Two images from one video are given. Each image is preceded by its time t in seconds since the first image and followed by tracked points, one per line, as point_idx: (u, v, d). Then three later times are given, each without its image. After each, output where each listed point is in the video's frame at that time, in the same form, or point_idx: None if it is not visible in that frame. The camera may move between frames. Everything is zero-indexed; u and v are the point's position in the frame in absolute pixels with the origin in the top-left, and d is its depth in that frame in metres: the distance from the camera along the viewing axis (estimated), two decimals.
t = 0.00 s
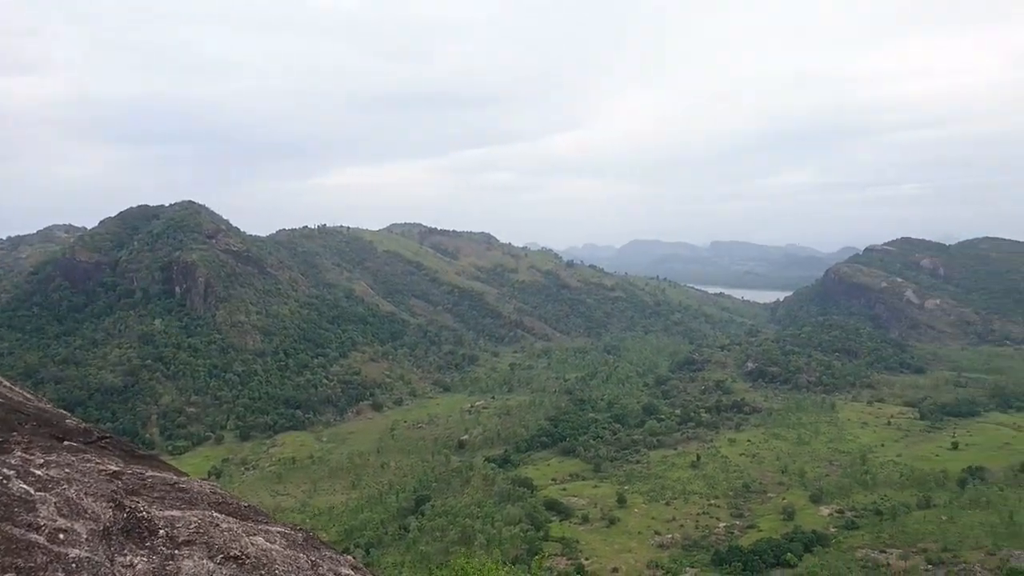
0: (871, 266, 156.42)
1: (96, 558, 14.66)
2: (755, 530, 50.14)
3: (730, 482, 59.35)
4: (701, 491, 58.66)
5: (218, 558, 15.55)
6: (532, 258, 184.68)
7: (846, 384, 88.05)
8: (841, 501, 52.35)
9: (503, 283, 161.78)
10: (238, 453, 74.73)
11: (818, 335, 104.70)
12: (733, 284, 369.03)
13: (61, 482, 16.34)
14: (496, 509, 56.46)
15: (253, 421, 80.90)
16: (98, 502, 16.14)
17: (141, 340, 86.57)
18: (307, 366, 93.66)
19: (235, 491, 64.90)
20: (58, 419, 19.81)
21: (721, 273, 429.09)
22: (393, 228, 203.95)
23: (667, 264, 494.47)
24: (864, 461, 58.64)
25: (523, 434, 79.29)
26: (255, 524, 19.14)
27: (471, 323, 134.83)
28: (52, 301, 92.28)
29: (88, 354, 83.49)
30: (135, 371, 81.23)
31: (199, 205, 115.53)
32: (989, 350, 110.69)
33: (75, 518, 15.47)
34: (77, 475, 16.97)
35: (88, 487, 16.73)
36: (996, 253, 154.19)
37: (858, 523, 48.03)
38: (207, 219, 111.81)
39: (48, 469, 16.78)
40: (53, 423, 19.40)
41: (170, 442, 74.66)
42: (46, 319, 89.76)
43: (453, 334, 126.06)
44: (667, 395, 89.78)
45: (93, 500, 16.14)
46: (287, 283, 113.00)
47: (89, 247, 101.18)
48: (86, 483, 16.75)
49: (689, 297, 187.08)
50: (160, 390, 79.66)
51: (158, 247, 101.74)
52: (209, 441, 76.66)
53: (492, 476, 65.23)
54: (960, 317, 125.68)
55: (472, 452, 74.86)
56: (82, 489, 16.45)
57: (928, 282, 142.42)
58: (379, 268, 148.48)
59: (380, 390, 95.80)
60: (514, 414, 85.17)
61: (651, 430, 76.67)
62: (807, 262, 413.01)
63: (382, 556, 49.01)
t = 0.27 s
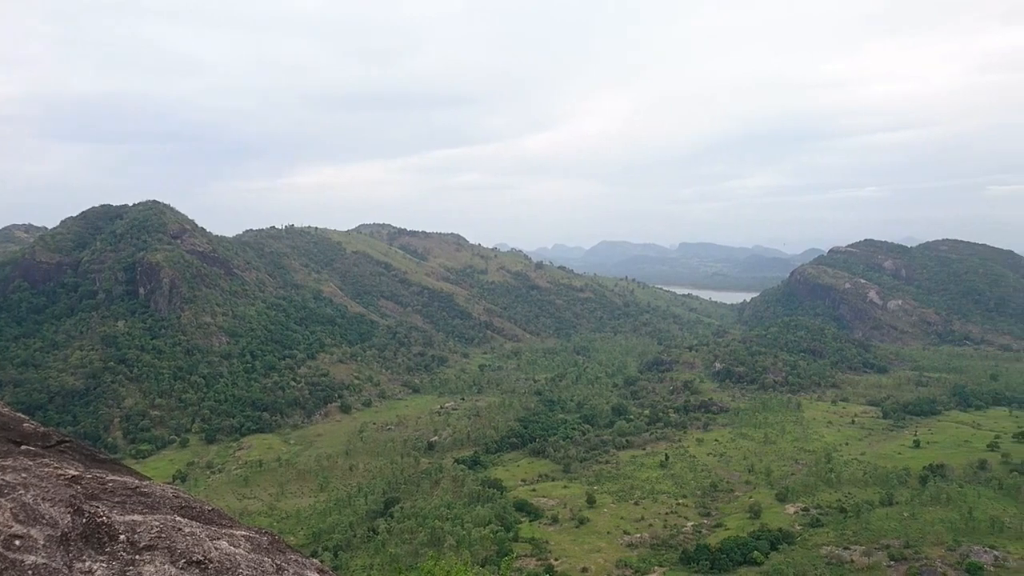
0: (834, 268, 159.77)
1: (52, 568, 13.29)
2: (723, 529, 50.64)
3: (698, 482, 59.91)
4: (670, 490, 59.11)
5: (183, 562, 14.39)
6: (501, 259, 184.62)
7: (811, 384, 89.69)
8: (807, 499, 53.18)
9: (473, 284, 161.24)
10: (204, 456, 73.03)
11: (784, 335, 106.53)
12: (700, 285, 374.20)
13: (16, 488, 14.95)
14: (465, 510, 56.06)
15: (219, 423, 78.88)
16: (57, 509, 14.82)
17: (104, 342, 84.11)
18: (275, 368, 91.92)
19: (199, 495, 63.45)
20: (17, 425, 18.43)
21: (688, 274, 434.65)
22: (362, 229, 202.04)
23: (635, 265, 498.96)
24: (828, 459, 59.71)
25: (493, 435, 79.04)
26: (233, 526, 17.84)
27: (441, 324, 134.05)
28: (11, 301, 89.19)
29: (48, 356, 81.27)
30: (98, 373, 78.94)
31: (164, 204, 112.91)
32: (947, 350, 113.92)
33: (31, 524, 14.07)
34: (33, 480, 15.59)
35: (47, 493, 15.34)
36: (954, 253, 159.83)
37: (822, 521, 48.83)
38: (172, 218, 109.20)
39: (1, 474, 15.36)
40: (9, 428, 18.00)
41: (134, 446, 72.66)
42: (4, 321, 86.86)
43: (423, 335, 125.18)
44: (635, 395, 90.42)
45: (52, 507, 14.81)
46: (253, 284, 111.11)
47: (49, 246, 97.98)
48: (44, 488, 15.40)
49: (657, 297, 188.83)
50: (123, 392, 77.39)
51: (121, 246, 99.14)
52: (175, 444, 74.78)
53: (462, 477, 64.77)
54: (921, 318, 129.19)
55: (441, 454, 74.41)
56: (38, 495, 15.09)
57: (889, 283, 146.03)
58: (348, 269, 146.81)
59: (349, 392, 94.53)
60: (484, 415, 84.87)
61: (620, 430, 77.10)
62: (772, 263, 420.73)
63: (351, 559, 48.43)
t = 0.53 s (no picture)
0: (801, 269, 162.61)
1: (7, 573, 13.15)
2: (693, 528, 51.02)
3: (668, 481, 60.33)
4: (640, 490, 59.41)
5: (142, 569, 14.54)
6: (472, 260, 184.12)
7: (779, 384, 91.03)
8: (775, 497, 53.87)
9: (444, 284, 160.42)
10: (170, 460, 71.19)
11: (752, 335, 107.97)
12: (670, 285, 378.09)
13: None
14: (436, 512, 55.55)
15: (185, 427, 76.98)
16: (14, 516, 14.78)
17: (66, 344, 81.62)
18: (243, 370, 89.94)
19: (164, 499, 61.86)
20: None
21: (657, 275, 439.19)
22: (331, 229, 199.70)
23: (605, 266, 502.22)
24: (795, 458, 60.59)
25: (464, 436, 78.62)
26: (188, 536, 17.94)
27: (412, 325, 132.98)
28: None
29: (8, 361, 78.45)
30: (60, 376, 76.61)
31: (129, 204, 110.02)
32: (910, 349, 116.64)
33: None
34: None
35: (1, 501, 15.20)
36: (916, 255, 164.37)
37: (790, 519, 49.52)
38: (137, 217, 106.40)
39: None
40: None
41: (97, 450, 70.56)
42: None
43: (393, 336, 124.05)
44: (606, 395, 90.77)
45: (8, 514, 14.75)
46: (221, 284, 108.81)
47: (8, 245, 94.75)
48: None
49: (627, 298, 190.09)
50: (86, 395, 75.18)
51: (84, 246, 96.41)
52: (140, 448, 72.84)
53: (433, 479, 64.21)
54: (886, 318, 132.15)
55: (412, 455, 73.79)
56: None
57: (853, 284, 149.11)
58: (317, 270, 144.85)
59: (318, 394, 93.07)
60: (455, 416, 84.36)
61: (591, 431, 77.30)
62: (739, 264, 427.44)
63: (320, 563, 47.76)
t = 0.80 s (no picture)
0: (769, 269, 165.10)
1: None
2: (663, 526, 51.35)
3: (639, 480, 60.69)
4: (612, 489, 59.63)
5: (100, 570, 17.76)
6: (444, 260, 183.30)
7: (748, 382, 92.26)
8: (744, 495, 54.48)
9: (415, 285, 159.31)
10: (136, 463, 69.40)
11: (722, 334, 109.22)
12: (641, 285, 381.03)
13: None
14: (408, 513, 55.00)
15: (152, 429, 75.01)
16: None
17: (28, 347, 79.53)
18: (211, 371, 87.89)
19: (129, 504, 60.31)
20: None
21: (628, 275, 442.82)
22: (301, 228, 197.17)
23: (576, 266, 504.24)
24: (765, 456, 61.38)
25: (435, 437, 78.16)
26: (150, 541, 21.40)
27: (383, 325, 131.75)
28: None
29: None
30: (23, 379, 74.71)
31: (94, 203, 107.16)
32: (875, 348, 119.21)
33: None
34: None
35: None
36: (881, 255, 168.22)
37: (759, 516, 50.14)
38: (102, 217, 103.71)
39: None
40: None
41: (61, 454, 68.63)
42: None
43: (364, 337, 122.77)
44: (577, 395, 91.02)
45: None
46: (188, 285, 106.47)
47: None
48: None
49: (598, 298, 191.04)
50: (50, 398, 73.22)
51: (47, 246, 93.81)
52: (105, 451, 70.96)
53: (404, 480, 63.55)
54: (853, 318, 134.89)
55: (383, 457, 73.15)
56: None
57: (820, 284, 151.87)
58: (287, 270, 142.72)
59: (288, 395, 91.53)
60: (426, 416, 83.78)
61: (563, 431, 77.35)
62: (708, 264, 433.29)
63: (290, 566, 47.17)
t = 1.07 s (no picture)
0: (738, 269, 167.38)
1: None
2: (635, 525, 51.59)
3: (610, 479, 60.93)
4: (583, 489, 59.75)
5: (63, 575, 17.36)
6: (416, 261, 182.24)
7: (718, 381, 93.37)
8: (714, 493, 55.03)
9: (386, 285, 158.01)
10: (101, 467, 67.61)
11: (692, 334, 110.37)
12: (612, 286, 383.49)
13: None
14: (379, 515, 54.37)
15: (118, 432, 73.12)
16: None
17: None
18: (179, 373, 85.77)
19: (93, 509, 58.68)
20: None
21: (599, 275, 445.79)
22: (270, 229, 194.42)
23: (548, 267, 505.47)
24: (734, 454, 62.09)
25: (407, 438, 77.54)
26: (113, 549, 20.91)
27: (354, 327, 130.33)
28: None
29: None
30: None
31: (57, 203, 104.23)
32: (841, 348, 121.59)
33: None
34: None
35: None
36: (846, 256, 171.74)
37: (729, 514, 50.69)
38: (65, 216, 100.93)
39: None
40: None
41: (22, 459, 66.67)
42: None
43: (334, 338, 121.29)
44: (549, 395, 91.12)
45: None
46: (155, 286, 104.06)
47: None
48: None
49: (570, 299, 191.79)
50: (11, 401, 71.18)
51: (8, 246, 91.22)
52: (70, 455, 68.89)
53: (375, 482, 62.84)
54: (820, 317, 137.50)
55: (354, 458, 72.35)
56: None
57: (788, 284, 154.43)
58: (256, 270, 140.44)
59: (257, 397, 89.86)
60: (398, 418, 83.04)
61: (535, 431, 77.32)
62: (677, 265, 438.28)
63: (259, 570, 46.51)
